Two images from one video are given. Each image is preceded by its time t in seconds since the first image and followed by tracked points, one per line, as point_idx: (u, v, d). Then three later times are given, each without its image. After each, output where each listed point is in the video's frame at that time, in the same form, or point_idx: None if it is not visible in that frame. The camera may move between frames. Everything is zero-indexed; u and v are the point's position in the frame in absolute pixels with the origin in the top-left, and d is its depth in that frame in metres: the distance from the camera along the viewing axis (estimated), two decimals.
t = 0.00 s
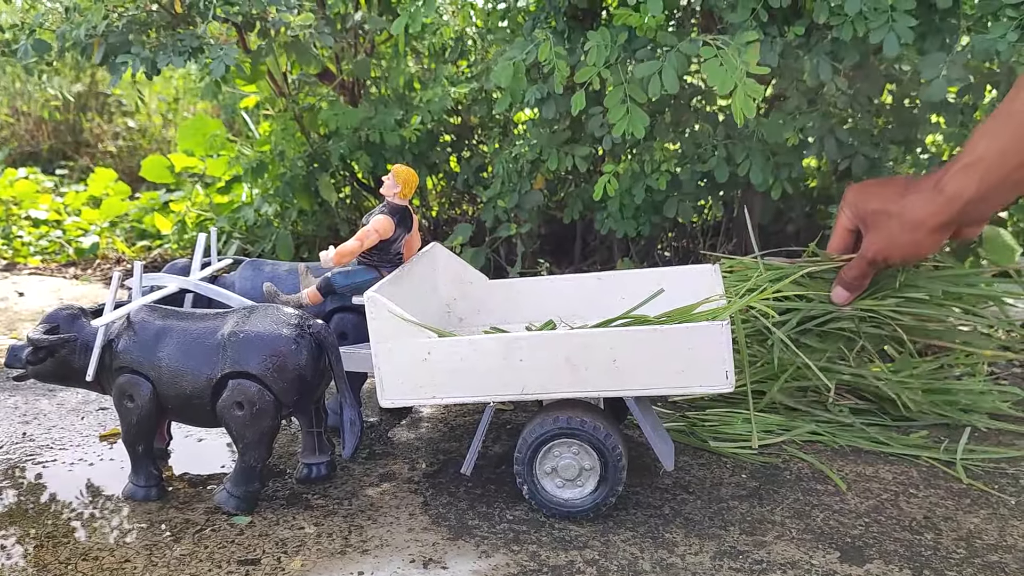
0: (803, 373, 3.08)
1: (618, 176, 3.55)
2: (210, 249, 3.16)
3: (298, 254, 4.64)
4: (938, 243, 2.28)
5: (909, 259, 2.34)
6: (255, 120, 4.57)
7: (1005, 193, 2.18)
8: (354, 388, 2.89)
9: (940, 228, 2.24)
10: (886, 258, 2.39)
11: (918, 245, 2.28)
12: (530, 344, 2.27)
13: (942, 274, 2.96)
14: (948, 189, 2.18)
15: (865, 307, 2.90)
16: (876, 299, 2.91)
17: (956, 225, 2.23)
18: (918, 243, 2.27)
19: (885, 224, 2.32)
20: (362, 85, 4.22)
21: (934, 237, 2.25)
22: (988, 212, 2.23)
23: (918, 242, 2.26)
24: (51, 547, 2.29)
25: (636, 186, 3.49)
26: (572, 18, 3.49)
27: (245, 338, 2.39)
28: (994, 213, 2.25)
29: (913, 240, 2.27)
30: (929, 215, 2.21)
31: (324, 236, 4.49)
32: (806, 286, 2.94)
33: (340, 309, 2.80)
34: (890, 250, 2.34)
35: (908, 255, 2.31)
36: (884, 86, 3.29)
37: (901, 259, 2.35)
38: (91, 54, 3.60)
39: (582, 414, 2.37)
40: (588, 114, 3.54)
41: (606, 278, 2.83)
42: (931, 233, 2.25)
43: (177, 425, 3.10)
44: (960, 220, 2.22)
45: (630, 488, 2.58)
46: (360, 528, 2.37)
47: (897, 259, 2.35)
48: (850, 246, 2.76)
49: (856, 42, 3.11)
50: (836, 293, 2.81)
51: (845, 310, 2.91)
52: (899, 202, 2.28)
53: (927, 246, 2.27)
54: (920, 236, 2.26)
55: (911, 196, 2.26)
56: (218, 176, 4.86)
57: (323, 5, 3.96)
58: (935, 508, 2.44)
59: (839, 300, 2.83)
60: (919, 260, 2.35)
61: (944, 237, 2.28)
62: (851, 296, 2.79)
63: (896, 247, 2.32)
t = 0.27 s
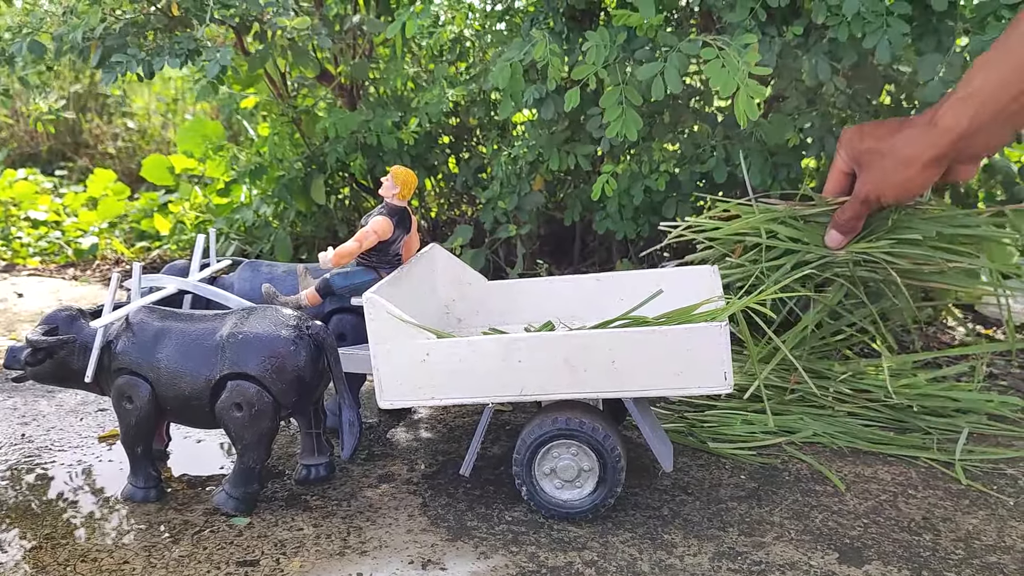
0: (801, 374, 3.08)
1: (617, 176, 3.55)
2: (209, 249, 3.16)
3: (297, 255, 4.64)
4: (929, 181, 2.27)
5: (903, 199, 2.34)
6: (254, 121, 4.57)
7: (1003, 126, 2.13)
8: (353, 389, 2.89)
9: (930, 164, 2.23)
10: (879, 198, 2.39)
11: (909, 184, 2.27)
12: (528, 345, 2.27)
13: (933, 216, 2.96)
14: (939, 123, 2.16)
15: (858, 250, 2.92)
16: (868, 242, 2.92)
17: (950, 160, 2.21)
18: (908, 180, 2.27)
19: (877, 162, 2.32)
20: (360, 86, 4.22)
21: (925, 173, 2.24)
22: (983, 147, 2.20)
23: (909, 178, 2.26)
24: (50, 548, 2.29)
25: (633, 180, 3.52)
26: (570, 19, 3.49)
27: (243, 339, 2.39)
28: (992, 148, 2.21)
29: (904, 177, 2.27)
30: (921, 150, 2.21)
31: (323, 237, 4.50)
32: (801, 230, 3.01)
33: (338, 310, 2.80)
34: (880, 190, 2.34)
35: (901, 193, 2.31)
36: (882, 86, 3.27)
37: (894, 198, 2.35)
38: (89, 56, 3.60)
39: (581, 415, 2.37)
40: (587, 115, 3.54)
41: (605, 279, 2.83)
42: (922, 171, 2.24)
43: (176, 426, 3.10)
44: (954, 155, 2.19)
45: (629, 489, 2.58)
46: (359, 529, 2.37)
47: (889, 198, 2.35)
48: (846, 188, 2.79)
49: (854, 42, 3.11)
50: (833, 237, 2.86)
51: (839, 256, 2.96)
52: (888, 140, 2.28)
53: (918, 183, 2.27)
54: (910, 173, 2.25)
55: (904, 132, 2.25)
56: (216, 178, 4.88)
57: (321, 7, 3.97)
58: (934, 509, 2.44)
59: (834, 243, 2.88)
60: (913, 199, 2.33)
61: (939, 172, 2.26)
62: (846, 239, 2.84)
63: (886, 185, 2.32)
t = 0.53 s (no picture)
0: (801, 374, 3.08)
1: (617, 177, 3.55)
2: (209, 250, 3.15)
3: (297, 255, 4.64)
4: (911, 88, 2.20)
5: (893, 101, 2.24)
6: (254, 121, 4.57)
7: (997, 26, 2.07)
8: (353, 390, 2.89)
9: (921, 63, 2.15)
10: (866, 103, 2.30)
11: (899, 83, 2.19)
12: (528, 346, 2.27)
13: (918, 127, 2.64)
14: (934, 20, 2.09)
15: (841, 163, 2.65)
16: (852, 156, 2.65)
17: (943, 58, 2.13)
18: (896, 81, 2.19)
19: (865, 68, 2.24)
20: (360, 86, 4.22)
21: (915, 73, 2.16)
22: (976, 48, 2.12)
23: (898, 77, 2.18)
24: (50, 549, 2.29)
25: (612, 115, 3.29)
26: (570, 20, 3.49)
27: (243, 340, 2.39)
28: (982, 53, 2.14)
29: (892, 78, 2.19)
30: (914, 46, 2.13)
31: (323, 238, 4.49)
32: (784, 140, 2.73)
33: (338, 311, 2.80)
34: (868, 93, 2.25)
35: (886, 95, 2.23)
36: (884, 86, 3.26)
37: (880, 103, 2.26)
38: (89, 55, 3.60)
39: (581, 416, 2.37)
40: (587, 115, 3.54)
41: (605, 280, 2.83)
42: (915, 66, 2.16)
43: (176, 427, 3.10)
44: (943, 55, 2.12)
45: (629, 490, 2.58)
46: (359, 530, 2.37)
47: (877, 100, 2.25)
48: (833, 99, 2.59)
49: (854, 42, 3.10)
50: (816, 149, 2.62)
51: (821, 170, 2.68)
52: (877, 42, 2.21)
53: (908, 85, 2.19)
54: (900, 72, 2.17)
55: (898, 30, 2.18)
56: (216, 178, 4.89)
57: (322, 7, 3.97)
58: (934, 510, 2.44)
59: (818, 155, 2.63)
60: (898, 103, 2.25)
61: (929, 75, 2.19)
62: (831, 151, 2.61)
63: (876, 88, 2.23)
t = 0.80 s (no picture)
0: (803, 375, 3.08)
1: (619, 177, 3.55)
2: (212, 250, 3.16)
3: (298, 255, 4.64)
4: None
5: None
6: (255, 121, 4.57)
7: None
8: (356, 390, 2.89)
9: None
10: None
11: None
12: (531, 346, 2.27)
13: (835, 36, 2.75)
14: None
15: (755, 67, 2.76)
16: (767, 59, 2.76)
17: None
18: None
19: None
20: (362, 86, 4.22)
21: None
22: None
23: None
24: (53, 549, 2.30)
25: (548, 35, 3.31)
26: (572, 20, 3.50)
27: (246, 340, 2.39)
28: None
29: None
30: None
31: (324, 238, 4.50)
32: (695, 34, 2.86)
33: (341, 311, 2.80)
34: None
35: None
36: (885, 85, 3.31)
37: None
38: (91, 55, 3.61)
39: (584, 416, 2.37)
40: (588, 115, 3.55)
41: (607, 280, 2.83)
42: None
43: (179, 427, 3.10)
44: None
45: (631, 490, 2.58)
46: (362, 530, 2.37)
47: None
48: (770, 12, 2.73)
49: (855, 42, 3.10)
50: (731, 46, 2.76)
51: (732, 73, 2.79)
52: None
53: None
54: None
55: None
56: (216, 178, 4.92)
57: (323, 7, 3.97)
58: (936, 510, 2.44)
59: (732, 55, 2.76)
60: None
61: None
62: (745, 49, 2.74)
63: None
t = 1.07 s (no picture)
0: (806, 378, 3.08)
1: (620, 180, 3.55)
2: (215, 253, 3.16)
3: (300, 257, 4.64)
4: (723, 52, 2.29)
5: (727, 54, 2.29)
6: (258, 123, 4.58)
7: None
8: (359, 393, 2.89)
9: (750, 14, 2.25)
10: (686, 58, 2.32)
11: (722, 37, 2.26)
12: (534, 350, 2.27)
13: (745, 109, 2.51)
14: None
15: (656, 137, 2.51)
16: (667, 129, 2.50)
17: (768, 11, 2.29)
18: (723, 32, 2.25)
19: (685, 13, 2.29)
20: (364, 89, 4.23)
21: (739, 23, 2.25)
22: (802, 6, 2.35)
23: (731, 23, 2.24)
24: (56, 553, 2.29)
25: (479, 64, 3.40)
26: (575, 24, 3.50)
27: (249, 343, 2.39)
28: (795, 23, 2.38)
29: (717, 22, 2.24)
30: None
31: (326, 241, 4.50)
32: (591, 104, 2.55)
33: (343, 314, 2.80)
34: (693, 45, 2.28)
35: (722, 50, 2.29)
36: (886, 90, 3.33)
37: (705, 58, 2.30)
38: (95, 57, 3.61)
39: (587, 420, 2.37)
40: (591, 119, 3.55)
41: (610, 284, 2.83)
42: (748, 11, 2.24)
43: (181, 430, 3.10)
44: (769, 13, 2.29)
45: (634, 494, 2.58)
46: (364, 534, 2.37)
47: (700, 52, 2.28)
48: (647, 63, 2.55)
49: (858, 45, 3.10)
50: (622, 118, 2.48)
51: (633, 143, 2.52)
52: None
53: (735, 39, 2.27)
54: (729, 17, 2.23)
55: None
56: (218, 181, 4.92)
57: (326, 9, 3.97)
58: (940, 514, 2.44)
59: (626, 126, 2.49)
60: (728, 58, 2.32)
61: (756, 29, 2.28)
62: (642, 120, 2.47)
63: (702, 39, 2.26)
